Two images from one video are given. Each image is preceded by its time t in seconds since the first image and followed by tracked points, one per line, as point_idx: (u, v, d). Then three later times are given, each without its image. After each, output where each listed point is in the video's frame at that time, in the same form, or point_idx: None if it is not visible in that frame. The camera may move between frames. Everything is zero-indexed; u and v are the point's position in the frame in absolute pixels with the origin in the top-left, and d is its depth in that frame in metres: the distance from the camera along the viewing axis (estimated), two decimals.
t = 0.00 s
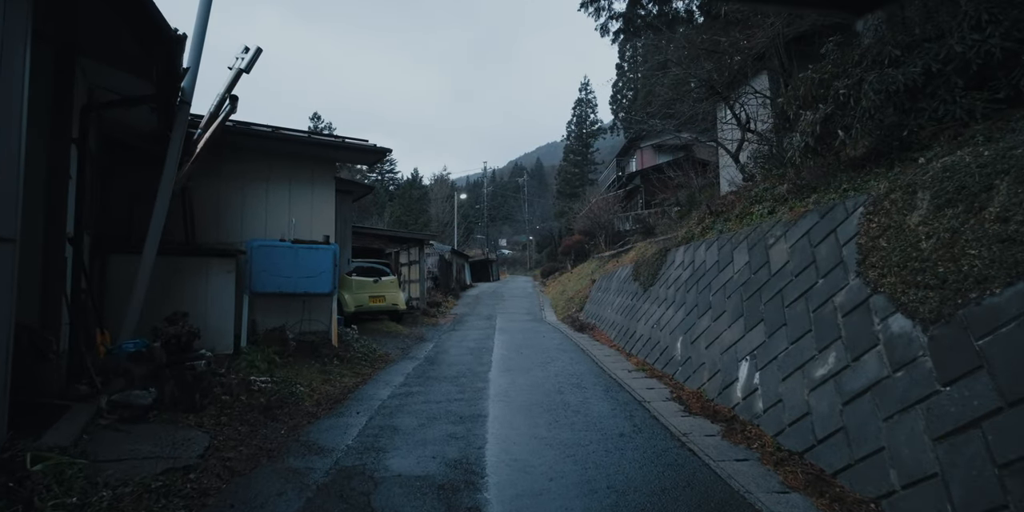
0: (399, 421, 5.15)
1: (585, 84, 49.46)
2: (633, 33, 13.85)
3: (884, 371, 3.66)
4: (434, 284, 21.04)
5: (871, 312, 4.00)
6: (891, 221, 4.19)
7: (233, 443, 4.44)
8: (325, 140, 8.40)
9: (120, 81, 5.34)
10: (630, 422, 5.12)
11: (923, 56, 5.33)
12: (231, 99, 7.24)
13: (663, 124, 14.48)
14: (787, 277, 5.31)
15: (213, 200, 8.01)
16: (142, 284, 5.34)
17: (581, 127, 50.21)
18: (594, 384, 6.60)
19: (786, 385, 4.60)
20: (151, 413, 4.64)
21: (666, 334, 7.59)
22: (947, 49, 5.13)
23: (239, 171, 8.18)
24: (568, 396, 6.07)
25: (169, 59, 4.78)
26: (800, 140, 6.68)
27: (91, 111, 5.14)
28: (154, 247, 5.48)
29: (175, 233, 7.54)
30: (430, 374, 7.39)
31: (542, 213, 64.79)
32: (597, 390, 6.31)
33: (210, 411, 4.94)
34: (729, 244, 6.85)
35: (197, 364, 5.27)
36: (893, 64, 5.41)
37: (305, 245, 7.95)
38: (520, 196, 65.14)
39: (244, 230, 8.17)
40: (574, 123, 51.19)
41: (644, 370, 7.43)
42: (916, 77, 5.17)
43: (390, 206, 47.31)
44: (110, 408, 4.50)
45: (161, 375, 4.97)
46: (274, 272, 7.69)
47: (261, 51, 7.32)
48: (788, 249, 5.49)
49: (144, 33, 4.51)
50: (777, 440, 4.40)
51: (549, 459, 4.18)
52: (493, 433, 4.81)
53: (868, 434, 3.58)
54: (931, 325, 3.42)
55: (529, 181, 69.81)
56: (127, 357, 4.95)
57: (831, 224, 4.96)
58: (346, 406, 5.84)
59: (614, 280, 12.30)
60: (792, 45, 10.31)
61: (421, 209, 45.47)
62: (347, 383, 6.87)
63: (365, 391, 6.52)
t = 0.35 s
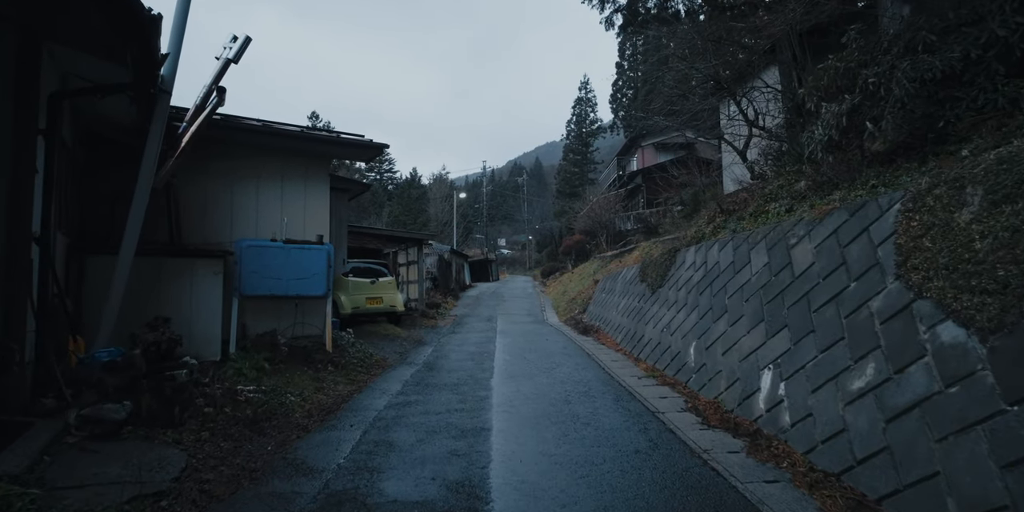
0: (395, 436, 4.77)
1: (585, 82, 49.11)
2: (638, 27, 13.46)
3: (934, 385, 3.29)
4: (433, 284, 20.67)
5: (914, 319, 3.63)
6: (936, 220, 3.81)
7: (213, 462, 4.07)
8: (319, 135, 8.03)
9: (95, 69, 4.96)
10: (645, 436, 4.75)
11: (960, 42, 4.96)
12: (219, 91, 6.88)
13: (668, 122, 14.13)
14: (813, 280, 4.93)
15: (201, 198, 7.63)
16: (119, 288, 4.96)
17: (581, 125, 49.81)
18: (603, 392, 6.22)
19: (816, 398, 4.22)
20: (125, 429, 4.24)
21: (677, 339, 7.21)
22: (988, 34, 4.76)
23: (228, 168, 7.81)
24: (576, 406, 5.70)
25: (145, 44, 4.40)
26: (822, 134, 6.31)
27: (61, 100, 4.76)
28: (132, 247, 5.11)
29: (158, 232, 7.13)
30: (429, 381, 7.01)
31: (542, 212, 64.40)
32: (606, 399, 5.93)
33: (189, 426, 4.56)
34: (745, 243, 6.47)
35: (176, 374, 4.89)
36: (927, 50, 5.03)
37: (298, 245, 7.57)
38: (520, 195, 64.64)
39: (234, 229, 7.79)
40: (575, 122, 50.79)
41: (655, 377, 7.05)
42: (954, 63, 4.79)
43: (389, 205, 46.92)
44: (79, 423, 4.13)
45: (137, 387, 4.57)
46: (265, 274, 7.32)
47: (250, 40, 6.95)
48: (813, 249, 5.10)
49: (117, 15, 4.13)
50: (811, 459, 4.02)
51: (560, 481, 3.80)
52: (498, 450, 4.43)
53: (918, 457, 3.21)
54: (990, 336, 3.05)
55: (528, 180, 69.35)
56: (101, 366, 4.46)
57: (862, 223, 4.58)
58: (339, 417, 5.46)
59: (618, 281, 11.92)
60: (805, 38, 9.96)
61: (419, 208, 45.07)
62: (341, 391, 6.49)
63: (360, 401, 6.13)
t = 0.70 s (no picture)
0: (387, 450, 4.39)
1: (584, 81, 48.73)
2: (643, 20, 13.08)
3: (992, 398, 2.91)
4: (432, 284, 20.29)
5: (963, 323, 3.25)
6: (988, 213, 3.44)
7: (186, 481, 3.70)
8: (310, 127, 7.66)
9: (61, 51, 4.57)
10: (660, 450, 4.37)
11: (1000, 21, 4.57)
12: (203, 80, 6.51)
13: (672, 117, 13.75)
14: (841, 279, 4.55)
15: (185, 194, 7.25)
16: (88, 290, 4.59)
17: (581, 124, 49.42)
18: (610, 399, 5.84)
19: (850, 409, 3.84)
20: (90, 444, 3.87)
21: (688, 342, 6.83)
22: None
23: (215, 163, 7.43)
24: (583, 415, 5.32)
25: (113, 20, 4.02)
26: (843, 124, 5.94)
27: (23, 84, 4.38)
28: (104, 245, 4.73)
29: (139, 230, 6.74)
30: (425, 386, 6.62)
31: (542, 211, 64.03)
32: (615, 407, 5.56)
33: (163, 440, 4.20)
34: (762, 240, 6.08)
35: (151, 382, 4.52)
36: (963, 31, 4.65)
37: (287, 242, 7.18)
38: (520, 195, 64.25)
39: (221, 227, 7.40)
40: (575, 120, 50.40)
41: (665, 382, 6.67)
42: (995, 43, 4.40)
43: (387, 204, 46.54)
44: (39, 439, 3.76)
45: (107, 397, 4.20)
46: (253, 274, 6.94)
47: (236, 26, 6.57)
48: (839, 245, 4.72)
49: None
50: (845, 478, 3.65)
51: (569, 503, 3.42)
52: (499, 465, 4.05)
53: (975, 481, 2.83)
54: None
55: (528, 180, 68.97)
56: (66, 376, 4.11)
57: (895, 217, 4.20)
58: (328, 427, 5.09)
59: (622, 280, 11.52)
60: (818, 28, 9.58)
61: (418, 208, 44.70)
62: (332, 398, 6.11)
63: (351, 409, 5.75)
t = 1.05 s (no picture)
0: (376, 468, 4.01)
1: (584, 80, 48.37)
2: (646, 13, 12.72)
3: None
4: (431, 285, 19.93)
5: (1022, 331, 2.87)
6: None
7: (151, 506, 3.32)
8: (300, 121, 7.27)
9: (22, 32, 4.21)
10: (676, 468, 4.01)
11: None
12: (183, 70, 6.12)
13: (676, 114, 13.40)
14: (870, 281, 4.17)
15: (167, 191, 6.86)
16: (51, 293, 4.21)
17: (581, 123, 49.06)
18: (618, 410, 5.47)
19: (888, 425, 3.48)
20: (46, 464, 3.49)
21: (698, 347, 6.46)
22: None
23: (199, 158, 7.05)
24: (589, 427, 4.95)
25: None
26: (866, 114, 5.56)
27: None
28: (70, 243, 4.35)
29: (118, 229, 6.35)
30: (420, 394, 6.24)
31: (541, 211, 63.65)
32: (623, 419, 5.19)
33: (131, 457, 3.83)
34: (779, 239, 5.71)
35: (121, 394, 4.15)
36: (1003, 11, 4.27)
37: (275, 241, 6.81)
38: (519, 194, 63.87)
39: (205, 225, 7.02)
40: (574, 119, 50.05)
41: (675, 390, 6.29)
42: None
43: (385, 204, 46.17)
44: None
45: (69, 411, 3.83)
46: (239, 275, 6.55)
47: (219, 12, 6.19)
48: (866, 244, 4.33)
49: None
50: (886, 503, 3.28)
51: None
52: (501, 485, 3.69)
53: None
54: None
55: (527, 179, 68.60)
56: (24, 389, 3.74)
57: (932, 214, 3.81)
58: (315, 441, 4.71)
59: (626, 281, 11.15)
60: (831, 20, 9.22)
61: (417, 208, 44.31)
62: (321, 408, 5.72)
63: (341, 419, 5.37)
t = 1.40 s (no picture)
0: (367, 493, 3.58)
1: (583, 78, 47.93)
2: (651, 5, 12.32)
3: None
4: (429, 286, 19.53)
5: None
6: None
7: None
8: (288, 113, 6.84)
9: None
10: (701, 492, 3.59)
11: None
12: (162, 56, 5.69)
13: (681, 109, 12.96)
14: (912, 283, 3.74)
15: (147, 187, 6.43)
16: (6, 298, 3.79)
17: (581, 121, 48.65)
18: (630, 423, 5.05)
19: (945, 447, 3.06)
20: None
21: (713, 353, 6.04)
22: None
23: (180, 152, 6.62)
24: (600, 443, 4.53)
25: None
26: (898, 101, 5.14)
27: None
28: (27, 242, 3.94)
29: (93, 228, 5.93)
30: (417, 404, 5.82)
31: (541, 210, 63.23)
32: (637, 433, 4.77)
33: (90, 483, 3.42)
34: (802, 237, 5.28)
35: (82, 409, 3.74)
36: None
37: (262, 240, 6.39)
38: (519, 194, 63.46)
39: (187, 224, 6.60)
40: (574, 118, 49.65)
41: (689, 399, 5.88)
42: None
43: (384, 204, 45.75)
44: None
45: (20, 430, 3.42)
46: (222, 276, 6.14)
47: None
48: (906, 242, 3.91)
49: None
50: None
51: None
52: None
53: None
54: None
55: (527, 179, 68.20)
56: None
57: (983, 207, 3.36)
58: (300, 459, 4.30)
59: (632, 281, 10.73)
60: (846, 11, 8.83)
61: (415, 207, 43.90)
62: (309, 420, 5.30)
63: (330, 433, 4.94)
